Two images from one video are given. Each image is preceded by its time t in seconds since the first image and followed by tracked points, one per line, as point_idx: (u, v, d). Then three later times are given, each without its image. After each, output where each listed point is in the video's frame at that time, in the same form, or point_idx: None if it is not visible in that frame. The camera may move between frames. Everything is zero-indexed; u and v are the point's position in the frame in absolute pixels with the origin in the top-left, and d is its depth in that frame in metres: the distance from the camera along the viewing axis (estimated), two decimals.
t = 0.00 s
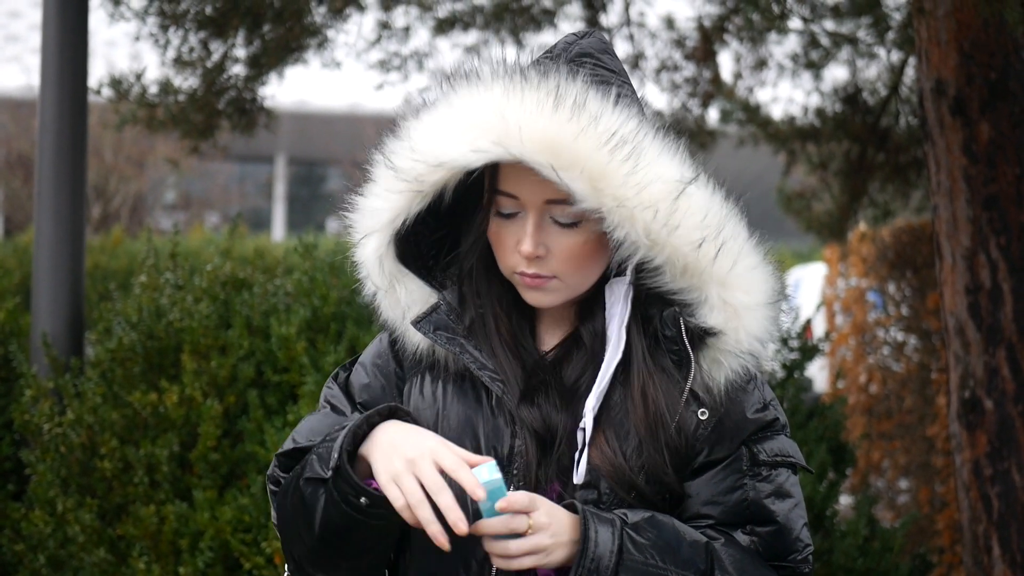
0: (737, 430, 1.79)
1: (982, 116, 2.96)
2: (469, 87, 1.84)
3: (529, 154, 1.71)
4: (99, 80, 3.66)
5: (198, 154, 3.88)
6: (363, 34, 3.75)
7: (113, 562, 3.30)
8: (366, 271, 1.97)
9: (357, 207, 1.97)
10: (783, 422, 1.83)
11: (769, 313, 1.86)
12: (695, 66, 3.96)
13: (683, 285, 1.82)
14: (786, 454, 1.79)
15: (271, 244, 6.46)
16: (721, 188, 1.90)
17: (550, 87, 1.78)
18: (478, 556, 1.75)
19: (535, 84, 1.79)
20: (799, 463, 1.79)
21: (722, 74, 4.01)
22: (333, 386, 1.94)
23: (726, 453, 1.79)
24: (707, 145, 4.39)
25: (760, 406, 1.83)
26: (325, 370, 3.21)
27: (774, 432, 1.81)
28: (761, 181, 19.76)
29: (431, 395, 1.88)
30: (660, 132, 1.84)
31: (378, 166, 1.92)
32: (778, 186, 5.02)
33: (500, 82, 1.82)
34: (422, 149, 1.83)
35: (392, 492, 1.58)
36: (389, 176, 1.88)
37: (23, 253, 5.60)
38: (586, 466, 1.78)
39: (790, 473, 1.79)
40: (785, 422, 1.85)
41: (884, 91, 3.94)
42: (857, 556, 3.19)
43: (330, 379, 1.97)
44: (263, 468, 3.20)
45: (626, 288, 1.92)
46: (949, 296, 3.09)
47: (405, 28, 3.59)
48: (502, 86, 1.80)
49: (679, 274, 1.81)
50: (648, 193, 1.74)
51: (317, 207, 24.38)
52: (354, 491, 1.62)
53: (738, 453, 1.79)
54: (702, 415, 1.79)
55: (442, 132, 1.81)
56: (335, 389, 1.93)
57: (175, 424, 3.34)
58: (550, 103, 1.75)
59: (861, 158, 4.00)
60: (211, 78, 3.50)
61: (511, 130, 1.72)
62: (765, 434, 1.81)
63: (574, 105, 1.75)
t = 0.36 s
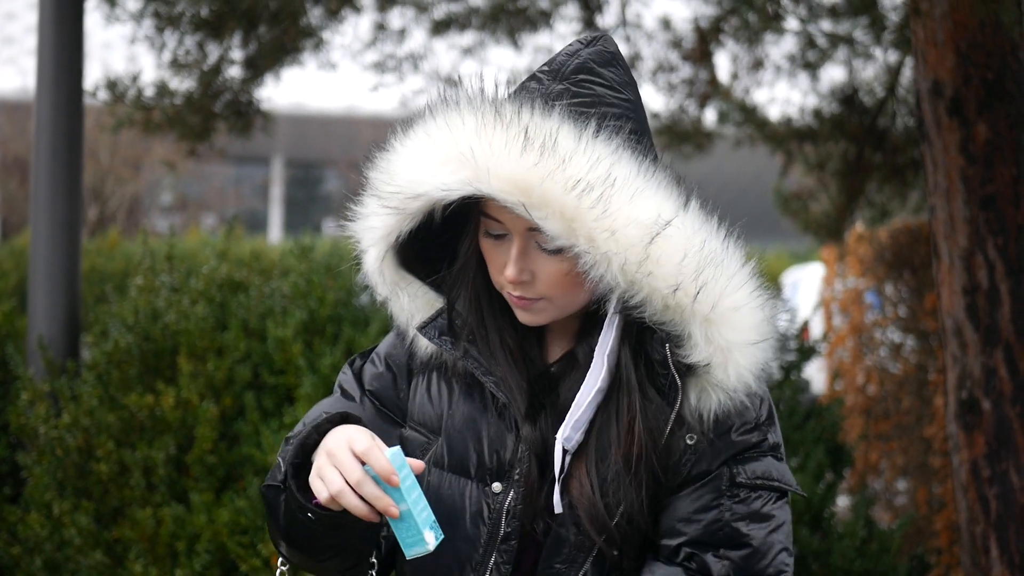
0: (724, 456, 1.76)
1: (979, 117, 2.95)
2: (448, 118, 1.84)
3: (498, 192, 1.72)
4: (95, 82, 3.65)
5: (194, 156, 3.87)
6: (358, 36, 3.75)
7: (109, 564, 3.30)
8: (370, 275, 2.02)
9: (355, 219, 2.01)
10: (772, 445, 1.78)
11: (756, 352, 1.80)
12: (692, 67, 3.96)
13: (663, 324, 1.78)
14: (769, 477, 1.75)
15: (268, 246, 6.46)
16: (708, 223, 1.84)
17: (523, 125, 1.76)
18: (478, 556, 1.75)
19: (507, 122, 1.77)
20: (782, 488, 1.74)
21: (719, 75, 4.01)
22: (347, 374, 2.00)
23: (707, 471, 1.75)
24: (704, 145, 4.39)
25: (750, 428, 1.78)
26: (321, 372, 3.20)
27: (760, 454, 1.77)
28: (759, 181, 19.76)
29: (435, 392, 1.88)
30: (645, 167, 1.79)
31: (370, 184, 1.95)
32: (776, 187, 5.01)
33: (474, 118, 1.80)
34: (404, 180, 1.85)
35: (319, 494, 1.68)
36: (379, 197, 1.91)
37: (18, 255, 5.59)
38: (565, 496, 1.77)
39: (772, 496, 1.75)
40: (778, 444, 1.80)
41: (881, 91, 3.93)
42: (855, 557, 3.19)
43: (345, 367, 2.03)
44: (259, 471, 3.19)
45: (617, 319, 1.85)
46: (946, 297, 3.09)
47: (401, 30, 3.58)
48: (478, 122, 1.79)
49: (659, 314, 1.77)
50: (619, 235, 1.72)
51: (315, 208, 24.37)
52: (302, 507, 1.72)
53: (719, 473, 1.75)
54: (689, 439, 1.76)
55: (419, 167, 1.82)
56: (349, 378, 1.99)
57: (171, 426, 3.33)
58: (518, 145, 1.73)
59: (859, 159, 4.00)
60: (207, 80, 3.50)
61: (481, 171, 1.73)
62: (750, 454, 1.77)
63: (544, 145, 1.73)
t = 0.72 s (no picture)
0: (686, 452, 1.66)
1: (982, 121, 2.96)
2: (438, 116, 1.85)
3: (477, 187, 1.73)
4: (101, 87, 3.67)
5: (200, 160, 3.89)
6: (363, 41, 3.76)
7: (115, 566, 3.31)
8: (388, 275, 2.09)
9: (370, 215, 2.06)
10: (742, 444, 1.67)
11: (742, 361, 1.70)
12: (695, 71, 3.97)
13: (641, 329, 1.72)
14: (726, 473, 1.62)
15: (273, 250, 6.47)
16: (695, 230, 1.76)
17: (503, 122, 1.75)
18: (481, 550, 1.83)
19: (489, 119, 1.76)
20: (741, 485, 1.61)
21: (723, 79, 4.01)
22: (367, 361, 2.03)
23: (668, 466, 1.67)
24: (708, 149, 4.40)
25: (718, 427, 1.67)
26: (326, 375, 3.21)
27: (725, 452, 1.65)
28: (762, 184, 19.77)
29: (447, 386, 1.91)
30: (629, 170, 1.73)
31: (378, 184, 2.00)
32: (779, 191, 5.02)
33: (461, 115, 1.81)
34: (402, 178, 1.88)
35: (323, 478, 1.68)
36: (385, 197, 1.95)
37: (25, 258, 5.61)
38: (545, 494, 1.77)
39: (732, 495, 1.61)
40: (754, 446, 1.67)
41: (885, 95, 3.95)
42: (859, 560, 3.19)
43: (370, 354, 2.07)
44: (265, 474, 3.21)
45: (605, 321, 1.79)
46: (949, 300, 3.10)
47: (406, 34, 3.59)
48: (462, 120, 1.79)
49: (636, 316, 1.70)
50: (590, 232, 1.68)
51: (318, 211, 24.40)
52: (302, 486, 1.75)
53: (677, 468, 1.65)
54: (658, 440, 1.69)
55: (413, 164, 1.86)
56: (369, 365, 2.02)
57: (176, 429, 3.34)
58: (496, 140, 1.73)
59: (862, 163, 4.00)
60: (213, 84, 3.51)
61: (460, 168, 1.75)
62: (715, 452, 1.66)
63: (520, 141, 1.72)
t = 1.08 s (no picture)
0: (675, 434, 1.65)
1: (981, 127, 2.96)
2: (402, 127, 1.89)
3: (445, 193, 1.76)
4: (101, 90, 3.67)
5: (200, 164, 3.89)
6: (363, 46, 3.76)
7: (113, 571, 3.31)
8: (379, 291, 2.14)
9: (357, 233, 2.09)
10: (733, 420, 1.64)
11: (719, 340, 1.69)
12: (696, 76, 3.97)
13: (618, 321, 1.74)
14: (716, 446, 1.60)
15: (273, 254, 6.47)
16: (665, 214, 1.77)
17: (462, 125, 1.78)
18: (480, 553, 1.83)
19: (449, 124, 1.80)
20: (732, 457, 1.58)
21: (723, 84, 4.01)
22: (366, 378, 2.06)
23: (661, 451, 1.65)
24: (708, 154, 4.39)
25: (706, 406, 1.66)
26: (325, 380, 3.21)
27: (716, 428, 1.63)
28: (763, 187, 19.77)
29: (439, 395, 1.94)
30: (593, 163, 1.74)
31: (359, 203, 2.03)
32: (780, 196, 5.02)
33: (424, 123, 1.84)
34: (379, 192, 1.92)
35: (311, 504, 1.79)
36: (368, 215, 1.98)
37: (25, 261, 5.61)
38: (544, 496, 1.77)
39: (723, 467, 1.58)
40: (745, 421, 1.65)
41: (885, 101, 3.95)
42: (858, 566, 3.19)
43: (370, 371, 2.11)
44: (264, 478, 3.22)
45: (588, 317, 1.80)
46: (948, 305, 3.09)
47: (406, 38, 3.59)
48: (425, 129, 1.83)
49: (614, 307, 1.72)
50: (557, 225, 1.70)
51: (319, 212, 24.40)
52: (298, 511, 1.84)
53: (669, 450, 1.64)
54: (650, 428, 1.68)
55: (387, 178, 1.89)
56: (367, 382, 2.05)
57: (176, 433, 3.35)
58: (456, 144, 1.76)
59: (862, 168, 3.99)
60: (213, 88, 3.51)
61: (427, 176, 1.79)
62: (705, 429, 1.63)
63: (479, 143, 1.74)
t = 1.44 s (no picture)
0: (674, 433, 1.64)
1: (984, 130, 2.96)
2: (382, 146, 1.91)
3: (426, 206, 1.77)
4: (104, 97, 3.68)
5: (202, 170, 3.89)
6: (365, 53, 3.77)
7: None
8: (372, 301, 2.17)
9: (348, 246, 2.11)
10: (736, 415, 1.63)
11: (707, 334, 1.67)
12: (698, 81, 3.97)
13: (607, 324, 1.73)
14: (722, 444, 1.59)
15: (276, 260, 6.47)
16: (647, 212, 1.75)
17: (438, 139, 1.79)
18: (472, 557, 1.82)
19: (425, 139, 1.81)
20: (738, 452, 1.58)
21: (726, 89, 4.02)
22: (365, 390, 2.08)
23: (665, 449, 1.64)
24: (711, 158, 4.39)
25: (704, 402, 1.65)
26: (330, 387, 3.22)
27: (719, 424, 1.62)
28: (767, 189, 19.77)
29: (431, 403, 1.96)
30: (570, 164, 1.73)
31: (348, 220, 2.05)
32: (783, 199, 5.01)
33: (402, 140, 1.86)
34: (365, 211, 1.94)
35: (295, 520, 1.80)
36: (356, 231, 2.00)
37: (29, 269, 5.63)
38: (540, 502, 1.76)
39: (730, 464, 1.57)
40: (746, 417, 1.64)
41: (888, 105, 3.96)
42: (862, 569, 3.17)
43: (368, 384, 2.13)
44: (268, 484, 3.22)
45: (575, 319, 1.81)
46: (952, 310, 3.10)
47: (409, 44, 3.60)
48: (403, 144, 1.84)
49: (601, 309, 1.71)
50: (536, 230, 1.69)
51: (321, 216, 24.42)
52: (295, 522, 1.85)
53: (672, 448, 1.62)
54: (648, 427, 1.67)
55: (371, 196, 1.91)
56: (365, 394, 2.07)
57: (180, 440, 3.34)
58: (432, 158, 1.78)
59: (865, 172, 3.99)
60: (216, 94, 3.52)
61: (408, 190, 1.80)
62: (709, 425, 1.62)
63: (454, 154, 1.75)
